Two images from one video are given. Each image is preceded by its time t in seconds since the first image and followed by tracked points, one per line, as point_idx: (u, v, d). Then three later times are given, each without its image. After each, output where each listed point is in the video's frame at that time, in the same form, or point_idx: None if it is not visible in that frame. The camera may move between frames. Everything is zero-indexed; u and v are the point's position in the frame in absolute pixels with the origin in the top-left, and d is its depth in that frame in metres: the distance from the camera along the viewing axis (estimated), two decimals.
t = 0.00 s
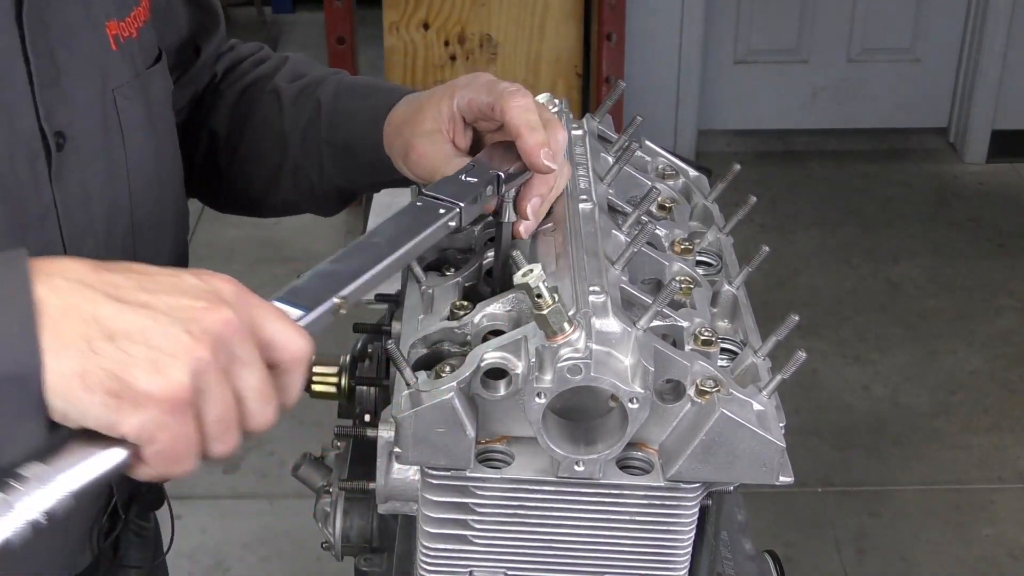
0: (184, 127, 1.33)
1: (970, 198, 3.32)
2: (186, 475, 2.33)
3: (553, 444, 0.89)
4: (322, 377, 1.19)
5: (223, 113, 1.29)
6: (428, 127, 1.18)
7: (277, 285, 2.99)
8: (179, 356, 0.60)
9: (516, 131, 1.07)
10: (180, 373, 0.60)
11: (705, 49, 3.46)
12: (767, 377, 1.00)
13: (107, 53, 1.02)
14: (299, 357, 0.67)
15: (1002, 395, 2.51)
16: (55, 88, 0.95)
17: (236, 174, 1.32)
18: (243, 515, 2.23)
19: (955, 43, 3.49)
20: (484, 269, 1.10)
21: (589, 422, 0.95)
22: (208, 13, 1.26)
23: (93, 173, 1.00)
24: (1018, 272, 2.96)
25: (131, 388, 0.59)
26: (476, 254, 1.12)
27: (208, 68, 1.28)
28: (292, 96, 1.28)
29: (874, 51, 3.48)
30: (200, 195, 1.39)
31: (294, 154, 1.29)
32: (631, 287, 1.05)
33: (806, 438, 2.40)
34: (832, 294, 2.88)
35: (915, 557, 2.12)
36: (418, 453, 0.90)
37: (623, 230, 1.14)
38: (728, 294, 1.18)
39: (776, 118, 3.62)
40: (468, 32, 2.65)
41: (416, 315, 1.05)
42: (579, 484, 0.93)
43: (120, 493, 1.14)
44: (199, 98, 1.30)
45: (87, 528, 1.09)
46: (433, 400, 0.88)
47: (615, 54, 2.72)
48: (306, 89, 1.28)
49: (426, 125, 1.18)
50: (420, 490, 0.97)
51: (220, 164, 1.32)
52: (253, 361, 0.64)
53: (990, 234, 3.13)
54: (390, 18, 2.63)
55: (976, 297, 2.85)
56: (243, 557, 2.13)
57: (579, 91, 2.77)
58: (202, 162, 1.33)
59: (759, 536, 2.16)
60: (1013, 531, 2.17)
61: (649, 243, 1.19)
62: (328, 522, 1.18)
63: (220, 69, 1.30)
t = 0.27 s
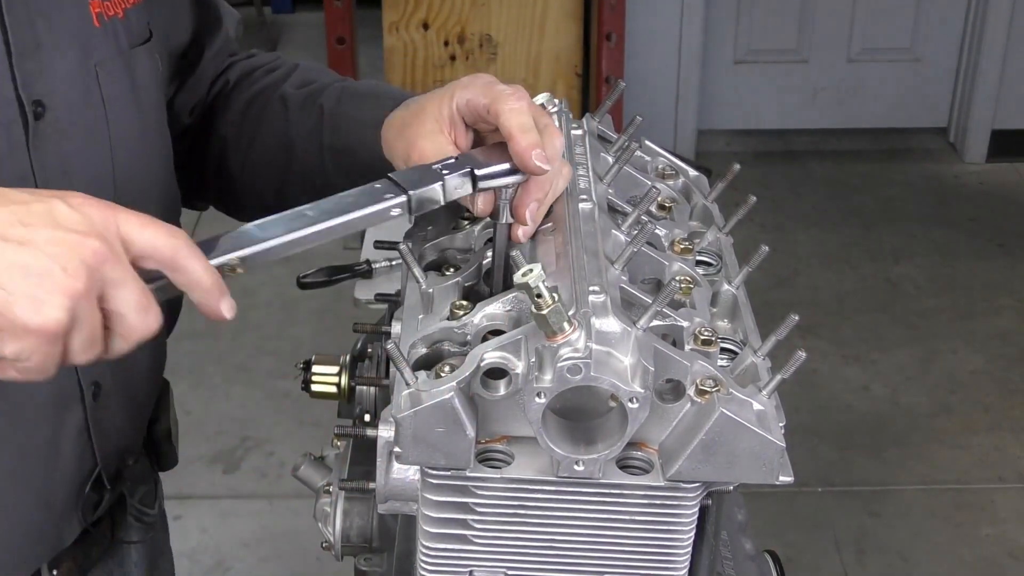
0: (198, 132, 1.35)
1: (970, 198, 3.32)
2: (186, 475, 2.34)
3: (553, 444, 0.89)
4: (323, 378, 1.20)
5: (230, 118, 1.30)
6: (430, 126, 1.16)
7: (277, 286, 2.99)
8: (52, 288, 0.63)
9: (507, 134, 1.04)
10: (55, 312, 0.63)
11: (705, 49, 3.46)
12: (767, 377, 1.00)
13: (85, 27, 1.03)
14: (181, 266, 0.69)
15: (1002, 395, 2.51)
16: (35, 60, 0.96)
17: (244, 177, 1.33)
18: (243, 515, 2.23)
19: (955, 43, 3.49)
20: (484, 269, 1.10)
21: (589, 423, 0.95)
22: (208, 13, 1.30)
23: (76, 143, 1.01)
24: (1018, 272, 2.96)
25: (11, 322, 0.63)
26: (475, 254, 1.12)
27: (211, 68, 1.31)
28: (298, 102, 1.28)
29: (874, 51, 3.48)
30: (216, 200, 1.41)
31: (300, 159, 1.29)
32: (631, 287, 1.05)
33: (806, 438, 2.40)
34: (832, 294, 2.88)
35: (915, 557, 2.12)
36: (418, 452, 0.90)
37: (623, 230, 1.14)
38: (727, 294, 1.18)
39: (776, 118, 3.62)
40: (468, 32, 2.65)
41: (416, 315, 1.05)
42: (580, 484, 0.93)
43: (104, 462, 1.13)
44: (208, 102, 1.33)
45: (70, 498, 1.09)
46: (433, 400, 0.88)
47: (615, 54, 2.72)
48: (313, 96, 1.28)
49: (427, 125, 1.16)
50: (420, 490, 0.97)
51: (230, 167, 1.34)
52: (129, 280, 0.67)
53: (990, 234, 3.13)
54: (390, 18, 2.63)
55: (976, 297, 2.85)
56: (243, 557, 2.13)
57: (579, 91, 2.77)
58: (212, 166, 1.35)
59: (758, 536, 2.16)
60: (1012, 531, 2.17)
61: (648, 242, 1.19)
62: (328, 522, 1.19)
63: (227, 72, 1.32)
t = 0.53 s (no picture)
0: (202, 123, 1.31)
1: (969, 198, 3.32)
2: (186, 475, 2.34)
3: (552, 444, 0.89)
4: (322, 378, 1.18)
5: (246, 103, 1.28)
6: (435, 115, 1.19)
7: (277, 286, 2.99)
8: (161, 263, 0.55)
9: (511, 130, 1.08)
10: (163, 278, 0.55)
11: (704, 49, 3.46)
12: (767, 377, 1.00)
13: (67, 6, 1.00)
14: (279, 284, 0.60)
15: (1002, 395, 2.51)
16: (11, 34, 0.95)
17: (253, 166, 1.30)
18: (242, 516, 2.23)
19: (954, 43, 3.49)
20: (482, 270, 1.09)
21: (588, 423, 0.95)
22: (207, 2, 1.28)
23: (51, 119, 0.99)
24: (1018, 271, 2.96)
25: (117, 282, 0.54)
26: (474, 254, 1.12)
27: (211, 55, 1.29)
28: (315, 84, 1.28)
29: (873, 51, 3.48)
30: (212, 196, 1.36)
31: (312, 141, 1.27)
32: (630, 287, 1.05)
33: (806, 438, 2.40)
34: (832, 294, 2.88)
35: (915, 557, 2.12)
36: (418, 452, 0.90)
37: (622, 230, 1.14)
38: (727, 294, 1.18)
39: (775, 118, 3.62)
40: (467, 32, 2.65)
41: (415, 316, 1.05)
42: (579, 484, 0.93)
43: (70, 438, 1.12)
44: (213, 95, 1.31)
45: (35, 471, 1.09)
46: (433, 400, 0.88)
47: (614, 54, 2.72)
48: (328, 79, 1.28)
49: (434, 113, 1.19)
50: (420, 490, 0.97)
51: (234, 155, 1.30)
52: (253, 284, 0.58)
53: (990, 234, 3.13)
54: (389, 18, 2.63)
55: (976, 296, 2.86)
56: (242, 557, 2.13)
57: (578, 91, 2.77)
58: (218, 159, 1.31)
59: (758, 536, 2.16)
60: (1012, 531, 2.17)
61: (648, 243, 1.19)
62: (327, 522, 1.19)
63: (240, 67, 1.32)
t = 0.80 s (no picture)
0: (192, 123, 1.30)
1: (969, 197, 3.32)
2: (186, 476, 2.33)
3: (553, 442, 0.91)
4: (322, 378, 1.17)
5: (232, 105, 1.28)
6: (433, 117, 1.18)
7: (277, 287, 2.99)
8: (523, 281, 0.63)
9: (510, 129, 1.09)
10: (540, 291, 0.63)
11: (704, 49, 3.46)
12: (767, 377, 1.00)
13: None
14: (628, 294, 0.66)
15: (1003, 394, 2.51)
16: None
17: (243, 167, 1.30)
18: (242, 516, 2.23)
19: (954, 43, 3.49)
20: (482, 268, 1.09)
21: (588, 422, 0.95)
22: None
23: None
24: (1018, 271, 2.96)
25: (493, 298, 0.62)
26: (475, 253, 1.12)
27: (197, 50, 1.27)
28: (307, 85, 1.25)
29: (873, 51, 3.48)
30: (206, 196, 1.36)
31: (309, 146, 1.26)
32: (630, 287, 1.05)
33: (806, 438, 2.40)
34: (832, 293, 2.88)
35: (915, 557, 2.12)
36: (418, 452, 0.90)
37: (623, 230, 1.14)
38: (727, 294, 1.18)
39: (775, 117, 3.62)
40: (467, 32, 2.65)
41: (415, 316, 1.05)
42: (579, 484, 0.94)
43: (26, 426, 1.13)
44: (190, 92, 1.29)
45: None
46: (433, 400, 0.88)
47: (614, 53, 2.72)
48: (321, 79, 1.25)
49: (431, 115, 1.18)
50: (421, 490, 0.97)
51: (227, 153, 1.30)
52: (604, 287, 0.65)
53: (990, 233, 3.13)
54: (389, 18, 2.63)
55: (976, 296, 2.86)
56: (242, 557, 2.13)
57: (578, 91, 2.77)
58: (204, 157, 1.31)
59: (758, 536, 2.16)
60: (1012, 530, 2.17)
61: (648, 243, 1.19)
62: (328, 522, 1.19)
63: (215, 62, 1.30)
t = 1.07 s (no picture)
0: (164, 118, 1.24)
1: (970, 197, 3.32)
2: (186, 476, 2.34)
3: (553, 443, 0.90)
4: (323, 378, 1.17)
5: (217, 104, 1.23)
6: (430, 125, 1.19)
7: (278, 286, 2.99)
8: (314, 287, 0.60)
9: (509, 134, 1.08)
10: (319, 299, 0.59)
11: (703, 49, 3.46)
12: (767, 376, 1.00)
13: None
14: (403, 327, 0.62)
15: (1003, 394, 2.51)
16: None
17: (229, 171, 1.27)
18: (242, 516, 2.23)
19: (954, 43, 3.49)
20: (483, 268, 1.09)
21: (588, 423, 0.95)
22: None
23: None
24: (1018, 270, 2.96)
25: (277, 304, 0.58)
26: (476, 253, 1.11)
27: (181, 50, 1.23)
28: (297, 89, 1.24)
29: (873, 50, 3.49)
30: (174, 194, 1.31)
31: (301, 149, 1.25)
32: (630, 287, 1.05)
33: (805, 437, 2.40)
34: (832, 293, 2.88)
35: (915, 557, 2.12)
36: (417, 452, 0.90)
37: (622, 230, 1.14)
38: (727, 294, 1.18)
39: (775, 117, 3.62)
40: (467, 32, 2.65)
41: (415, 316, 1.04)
42: (580, 484, 0.93)
43: None
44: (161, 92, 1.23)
45: None
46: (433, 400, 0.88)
47: (614, 54, 2.71)
48: (311, 82, 1.24)
49: (428, 123, 1.19)
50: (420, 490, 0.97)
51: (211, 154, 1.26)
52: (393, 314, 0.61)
53: (990, 233, 3.13)
54: (388, 18, 2.63)
55: (976, 296, 2.86)
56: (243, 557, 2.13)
57: (579, 91, 2.77)
58: (186, 159, 1.26)
59: (758, 535, 2.16)
60: (1012, 530, 2.17)
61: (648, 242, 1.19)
62: (327, 522, 1.19)
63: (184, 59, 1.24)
